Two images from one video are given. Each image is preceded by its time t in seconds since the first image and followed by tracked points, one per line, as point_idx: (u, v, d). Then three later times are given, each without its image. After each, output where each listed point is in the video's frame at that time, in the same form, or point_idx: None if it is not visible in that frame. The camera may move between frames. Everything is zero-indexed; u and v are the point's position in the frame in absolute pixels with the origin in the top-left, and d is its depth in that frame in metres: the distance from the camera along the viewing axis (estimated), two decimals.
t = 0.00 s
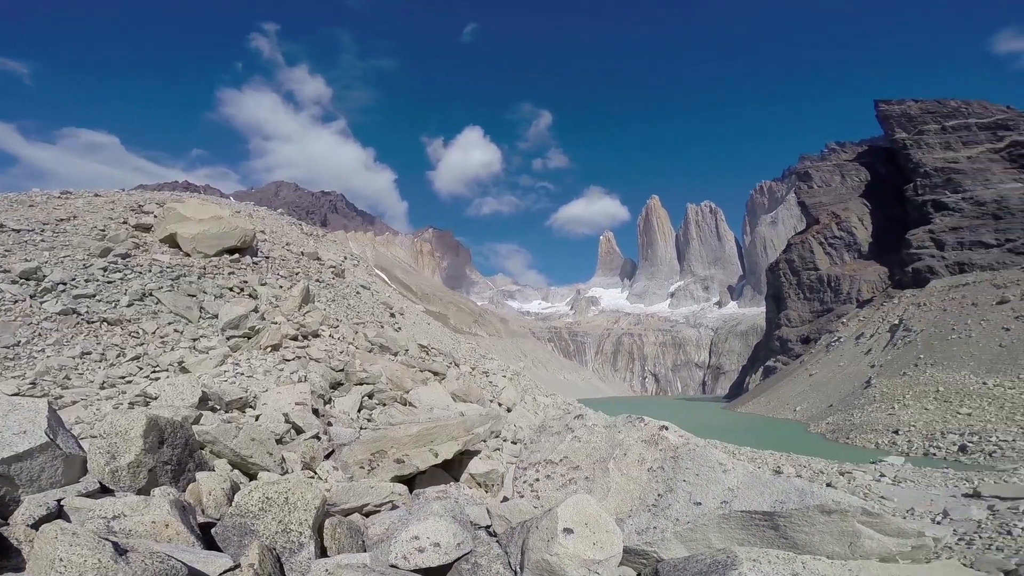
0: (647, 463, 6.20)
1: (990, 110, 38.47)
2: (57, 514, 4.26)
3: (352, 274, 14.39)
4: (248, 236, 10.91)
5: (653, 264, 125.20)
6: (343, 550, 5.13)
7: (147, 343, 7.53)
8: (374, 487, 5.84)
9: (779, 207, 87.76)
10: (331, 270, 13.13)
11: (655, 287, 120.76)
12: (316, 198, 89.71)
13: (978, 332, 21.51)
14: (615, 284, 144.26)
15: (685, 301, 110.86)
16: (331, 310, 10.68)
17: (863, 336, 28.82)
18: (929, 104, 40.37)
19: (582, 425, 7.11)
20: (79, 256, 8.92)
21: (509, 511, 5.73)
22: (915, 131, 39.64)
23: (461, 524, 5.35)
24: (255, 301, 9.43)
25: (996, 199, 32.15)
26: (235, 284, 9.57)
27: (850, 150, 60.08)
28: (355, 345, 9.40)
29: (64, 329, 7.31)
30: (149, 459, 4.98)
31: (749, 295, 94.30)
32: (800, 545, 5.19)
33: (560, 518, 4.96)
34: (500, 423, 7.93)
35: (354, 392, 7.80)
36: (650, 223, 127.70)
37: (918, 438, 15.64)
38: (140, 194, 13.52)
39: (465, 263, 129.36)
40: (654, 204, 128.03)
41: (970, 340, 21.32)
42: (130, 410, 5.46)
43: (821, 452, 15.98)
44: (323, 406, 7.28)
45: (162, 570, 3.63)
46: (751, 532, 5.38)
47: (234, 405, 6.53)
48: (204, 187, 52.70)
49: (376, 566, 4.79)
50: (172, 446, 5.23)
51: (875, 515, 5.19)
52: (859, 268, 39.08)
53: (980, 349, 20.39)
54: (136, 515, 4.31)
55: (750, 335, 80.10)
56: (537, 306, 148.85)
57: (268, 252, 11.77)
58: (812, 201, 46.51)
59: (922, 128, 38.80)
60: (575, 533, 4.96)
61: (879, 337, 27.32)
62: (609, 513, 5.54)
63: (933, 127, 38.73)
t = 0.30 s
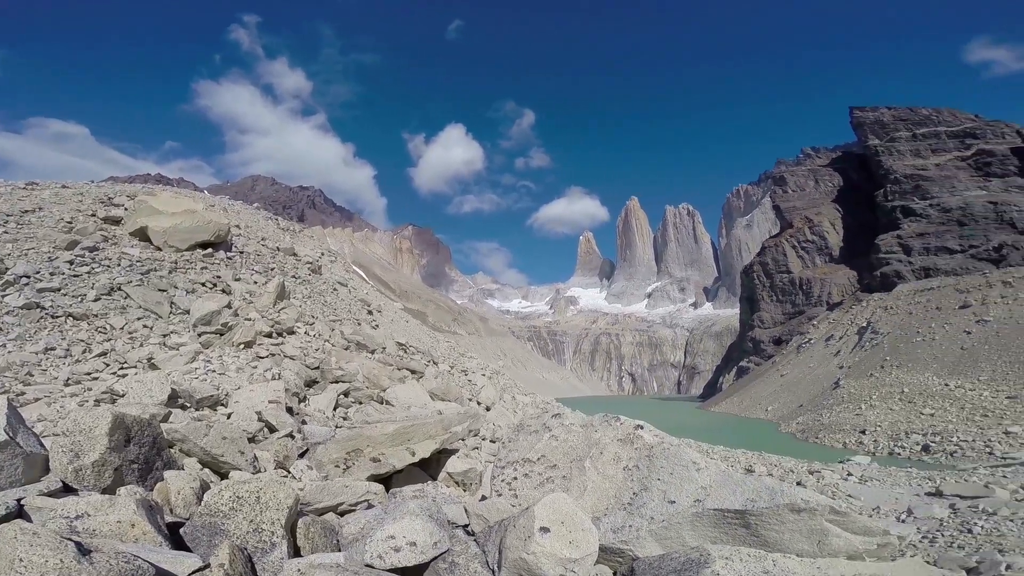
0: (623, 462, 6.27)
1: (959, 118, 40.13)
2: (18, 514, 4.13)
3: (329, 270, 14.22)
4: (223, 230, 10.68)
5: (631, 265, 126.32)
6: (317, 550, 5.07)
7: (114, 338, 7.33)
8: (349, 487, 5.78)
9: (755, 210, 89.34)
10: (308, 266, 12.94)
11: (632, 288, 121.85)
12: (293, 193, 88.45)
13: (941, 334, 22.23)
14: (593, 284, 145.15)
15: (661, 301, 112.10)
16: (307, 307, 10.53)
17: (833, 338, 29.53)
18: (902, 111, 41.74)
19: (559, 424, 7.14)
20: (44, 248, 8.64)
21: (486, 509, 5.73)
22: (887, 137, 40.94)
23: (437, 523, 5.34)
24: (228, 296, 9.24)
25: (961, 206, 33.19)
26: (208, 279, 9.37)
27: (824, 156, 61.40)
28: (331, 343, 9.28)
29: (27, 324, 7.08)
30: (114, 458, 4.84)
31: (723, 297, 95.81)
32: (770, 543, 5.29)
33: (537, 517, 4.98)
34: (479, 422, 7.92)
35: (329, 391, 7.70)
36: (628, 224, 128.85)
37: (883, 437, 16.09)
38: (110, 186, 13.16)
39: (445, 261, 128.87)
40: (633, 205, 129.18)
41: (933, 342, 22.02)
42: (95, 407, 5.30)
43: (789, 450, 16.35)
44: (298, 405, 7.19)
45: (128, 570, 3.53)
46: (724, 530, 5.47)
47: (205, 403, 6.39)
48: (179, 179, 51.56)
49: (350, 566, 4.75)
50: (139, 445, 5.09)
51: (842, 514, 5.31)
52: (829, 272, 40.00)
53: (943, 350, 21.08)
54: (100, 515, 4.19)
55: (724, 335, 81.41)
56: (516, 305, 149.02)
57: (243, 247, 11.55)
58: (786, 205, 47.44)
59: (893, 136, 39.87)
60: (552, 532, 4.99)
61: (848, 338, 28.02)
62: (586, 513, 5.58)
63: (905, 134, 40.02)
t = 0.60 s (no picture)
0: (600, 461, 6.33)
1: (932, 126, 40.71)
2: None
3: (306, 266, 14.03)
4: (197, 224, 10.46)
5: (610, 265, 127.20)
6: (291, 549, 5.00)
7: (81, 334, 7.12)
8: (325, 486, 5.71)
9: (732, 213, 90.73)
10: (285, 262, 12.76)
11: (611, 288, 122.77)
12: (271, 187, 87.05)
13: (909, 336, 22.87)
14: (573, 284, 145.84)
15: (640, 301, 113.15)
16: (283, 304, 10.38)
17: (805, 339, 30.17)
18: (877, 118, 42.48)
19: (538, 423, 7.17)
20: (9, 241, 8.37)
21: (465, 508, 5.72)
22: (862, 143, 41.86)
23: (415, 522, 5.32)
24: (201, 292, 9.05)
25: (930, 212, 34.15)
26: (181, 274, 9.16)
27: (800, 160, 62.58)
28: (307, 341, 9.15)
29: None
30: (79, 457, 4.71)
31: (700, 298, 97.12)
32: (744, 541, 5.38)
33: (516, 516, 5.00)
34: (458, 421, 7.91)
35: (305, 389, 7.60)
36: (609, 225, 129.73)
37: (852, 437, 16.48)
38: (80, 177, 12.79)
39: (425, 259, 128.16)
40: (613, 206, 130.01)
41: (900, 344, 22.65)
42: (60, 405, 5.15)
43: (761, 449, 16.63)
44: (272, 403, 7.09)
45: (95, 570, 3.44)
46: (698, 528, 5.55)
47: (176, 401, 6.25)
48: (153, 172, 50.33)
49: (326, 565, 4.70)
50: (106, 443, 4.96)
51: (812, 512, 5.42)
52: (803, 274, 40.83)
53: (910, 353, 21.69)
54: (64, 515, 4.08)
55: (700, 336, 82.54)
56: (496, 304, 148.99)
57: (217, 241, 11.33)
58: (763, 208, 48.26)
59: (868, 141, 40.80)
60: (530, 531, 5.01)
61: (819, 340, 28.67)
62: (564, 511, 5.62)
63: (879, 139, 41.01)
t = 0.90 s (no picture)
0: (580, 460, 6.38)
1: (907, 131, 42.40)
2: None
3: (285, 262, 13.85)
4: (172, 219, 10.26)
5: (592, 265, 127.92)
6: (266, 550, 4.94)
7: (49, 329, 6.92)
8: (301, 485, 5.65)
9: (712, 216, 91.98)
10: (262, 258, 12.58)
11: (592, 288, 123.45)
12: (250, 182, 85.69)
13: (880, 338, 23.43)
14: (554, 284, 146.37)
15: (620, 301, 113.92)
16: (260, 300, 10.24)
17: (780, 340, 30.74)
18: (854, 123, 43.71)
19: (519, 422, 7.19)
20: None
21: (445, 507, 5.71)
22: (840, 147, 42.76)
23: (394, 521, 5.30)
24: (175, 287, 8.87)
25: (902, 216, 35.02)
26: (154, 269, 8.97)
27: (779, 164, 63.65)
28: (285, 338, 9.04)
29: None
30: (45, 456, 4.58)
31: (679, 299, 98.20)
32: (720, 540, 5.46)
33: (496, 515, 5.01)
34: (438, 420, 7.90)
35: (282, 387, 7.51)
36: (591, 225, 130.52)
37: (825, 436, 16.82)
38: (51, 169, 12.46)
39: (406, 256, 127.44)
40: (596, 207, 130.82)
41: (872, 346, 23.21)
42: (26, 403, 5.01)
43: (736, 448, 16.93)
44: (247, 401, 6.99)
45: (62, 570, 3.36)
46: (675, 526, 5.62)
47: (148, 399, 6.12)
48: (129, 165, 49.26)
49: (302, 565, 4.65)
50: (73, 442, 4.83)
51: (787, 510, 5.49)
52: (779, 276, 41.56)
53: (881, 354, 22.22)
54: (28, 515, 3.96)
55: (679, 336, 83.44)
56: (477, 302, 148.81)
57: (193, 236, 11.12)
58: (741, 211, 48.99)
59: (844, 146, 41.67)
60: (511, 530, 5.02)
61: (794, 341, 29.25)
62: (544, 510, 5.65)
63: (856, 144, 41.85)
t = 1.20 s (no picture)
0: (562, 459, 6.40)
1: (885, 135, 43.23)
2: None
3: (264, 258, 13.65)
4: (148, 213, 10.05)
5: (575, 265, 128.39)
6: (243, 549, 4.86)
7: (18, 325, 6.73)
8: (279, 484, 5.57)
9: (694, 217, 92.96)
10: (241, 253, 12.39)
11: (575, 287, 123.90)
12: (229, 176, 84.35)
13: (854, 339, 23.91)
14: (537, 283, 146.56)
15: (603, 301, 114.47)
16: (238, 296, 10.08)
17: (758, 340, 31.21)
18: (834, 128, 44.33)
19: (502, 421, 7.19)
20: None
21: (427, 506, 5.68)
22: (819, 151, 43.39)
23: (375, 520, 5.26)
24: (150, 283, 8.68)
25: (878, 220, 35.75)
26: (129, 264, 8.77)
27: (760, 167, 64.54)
28: (263, 336, 8.90)
29: None
30: (13, 455, 4.44)
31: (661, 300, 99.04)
32: (699, 538, 5.50)
33: (478, 513, 5.02)
34: (420, 418, 7.90)
35: (260, 385, 7.40)
36: (575, 225, 131.06)
37: (802, 436, 17.09)
38: (22, 161, 12.12)
39: (388, 254, 126.52)
40: (580, 207, 131.39)
41: (847, 347, 23.67)
42: None
43: (713, 446, 17.17)
44: (224, 400, 6.87)
45: (32, 570, 3.27)
46: (656, 525, 5.67)
47: (120, 397, 5.99)
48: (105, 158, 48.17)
49: (281, 564, 4.58)
50: (42, 440, 4.70)
51: (765, 509, 5.55)
52: (758, 278, 42.17)
53: (855, 355, 22.67)
54: None
55: (661, 336, 84.12)
56: (461, 301, 148.39)
57: (170, 231, 10.90)
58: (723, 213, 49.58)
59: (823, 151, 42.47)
60: (493, 528, 5.02)
61: (771, 341, 29.72)
62: (527, 509, 5.65)
63: (835, 149, 42.55)
